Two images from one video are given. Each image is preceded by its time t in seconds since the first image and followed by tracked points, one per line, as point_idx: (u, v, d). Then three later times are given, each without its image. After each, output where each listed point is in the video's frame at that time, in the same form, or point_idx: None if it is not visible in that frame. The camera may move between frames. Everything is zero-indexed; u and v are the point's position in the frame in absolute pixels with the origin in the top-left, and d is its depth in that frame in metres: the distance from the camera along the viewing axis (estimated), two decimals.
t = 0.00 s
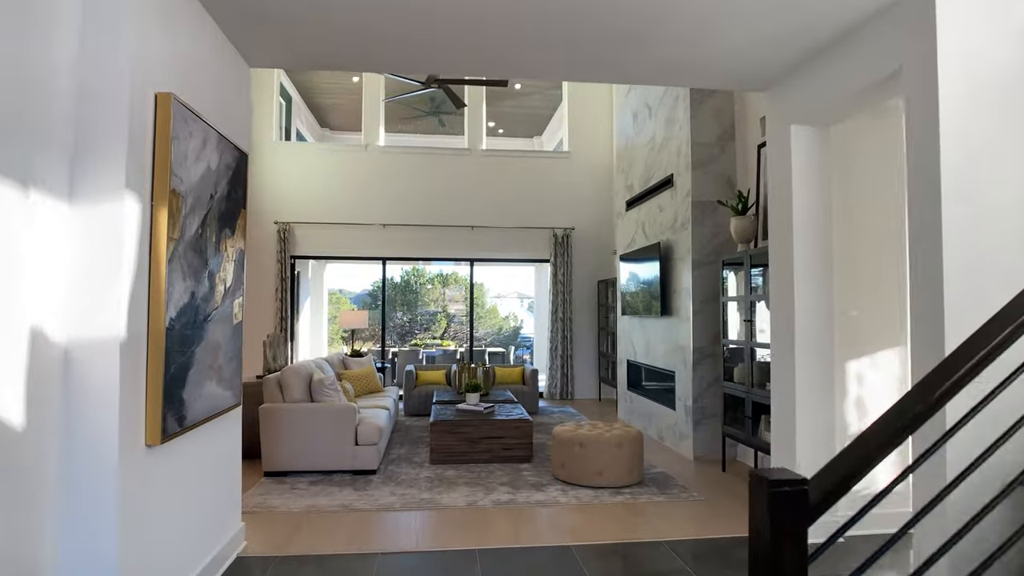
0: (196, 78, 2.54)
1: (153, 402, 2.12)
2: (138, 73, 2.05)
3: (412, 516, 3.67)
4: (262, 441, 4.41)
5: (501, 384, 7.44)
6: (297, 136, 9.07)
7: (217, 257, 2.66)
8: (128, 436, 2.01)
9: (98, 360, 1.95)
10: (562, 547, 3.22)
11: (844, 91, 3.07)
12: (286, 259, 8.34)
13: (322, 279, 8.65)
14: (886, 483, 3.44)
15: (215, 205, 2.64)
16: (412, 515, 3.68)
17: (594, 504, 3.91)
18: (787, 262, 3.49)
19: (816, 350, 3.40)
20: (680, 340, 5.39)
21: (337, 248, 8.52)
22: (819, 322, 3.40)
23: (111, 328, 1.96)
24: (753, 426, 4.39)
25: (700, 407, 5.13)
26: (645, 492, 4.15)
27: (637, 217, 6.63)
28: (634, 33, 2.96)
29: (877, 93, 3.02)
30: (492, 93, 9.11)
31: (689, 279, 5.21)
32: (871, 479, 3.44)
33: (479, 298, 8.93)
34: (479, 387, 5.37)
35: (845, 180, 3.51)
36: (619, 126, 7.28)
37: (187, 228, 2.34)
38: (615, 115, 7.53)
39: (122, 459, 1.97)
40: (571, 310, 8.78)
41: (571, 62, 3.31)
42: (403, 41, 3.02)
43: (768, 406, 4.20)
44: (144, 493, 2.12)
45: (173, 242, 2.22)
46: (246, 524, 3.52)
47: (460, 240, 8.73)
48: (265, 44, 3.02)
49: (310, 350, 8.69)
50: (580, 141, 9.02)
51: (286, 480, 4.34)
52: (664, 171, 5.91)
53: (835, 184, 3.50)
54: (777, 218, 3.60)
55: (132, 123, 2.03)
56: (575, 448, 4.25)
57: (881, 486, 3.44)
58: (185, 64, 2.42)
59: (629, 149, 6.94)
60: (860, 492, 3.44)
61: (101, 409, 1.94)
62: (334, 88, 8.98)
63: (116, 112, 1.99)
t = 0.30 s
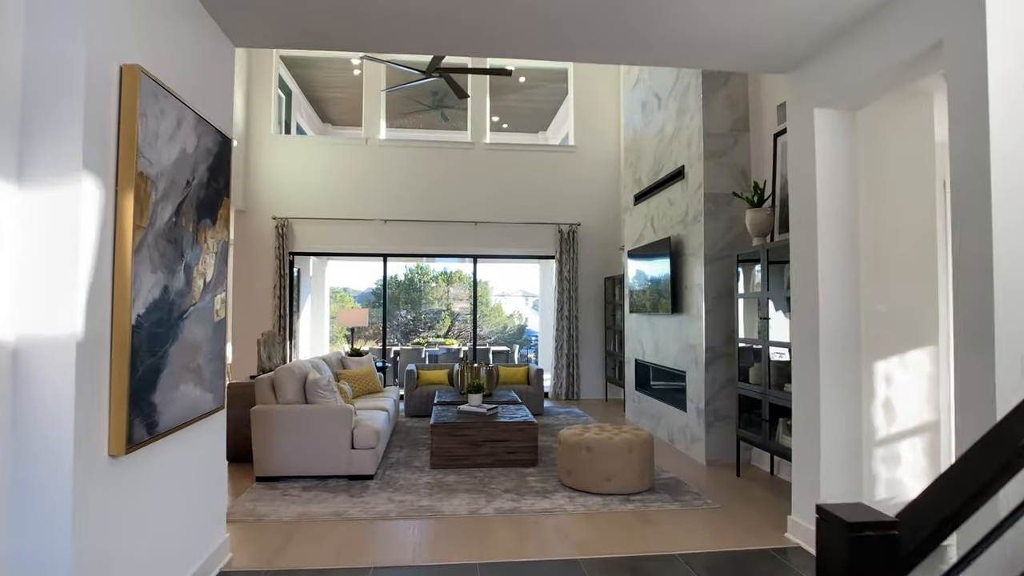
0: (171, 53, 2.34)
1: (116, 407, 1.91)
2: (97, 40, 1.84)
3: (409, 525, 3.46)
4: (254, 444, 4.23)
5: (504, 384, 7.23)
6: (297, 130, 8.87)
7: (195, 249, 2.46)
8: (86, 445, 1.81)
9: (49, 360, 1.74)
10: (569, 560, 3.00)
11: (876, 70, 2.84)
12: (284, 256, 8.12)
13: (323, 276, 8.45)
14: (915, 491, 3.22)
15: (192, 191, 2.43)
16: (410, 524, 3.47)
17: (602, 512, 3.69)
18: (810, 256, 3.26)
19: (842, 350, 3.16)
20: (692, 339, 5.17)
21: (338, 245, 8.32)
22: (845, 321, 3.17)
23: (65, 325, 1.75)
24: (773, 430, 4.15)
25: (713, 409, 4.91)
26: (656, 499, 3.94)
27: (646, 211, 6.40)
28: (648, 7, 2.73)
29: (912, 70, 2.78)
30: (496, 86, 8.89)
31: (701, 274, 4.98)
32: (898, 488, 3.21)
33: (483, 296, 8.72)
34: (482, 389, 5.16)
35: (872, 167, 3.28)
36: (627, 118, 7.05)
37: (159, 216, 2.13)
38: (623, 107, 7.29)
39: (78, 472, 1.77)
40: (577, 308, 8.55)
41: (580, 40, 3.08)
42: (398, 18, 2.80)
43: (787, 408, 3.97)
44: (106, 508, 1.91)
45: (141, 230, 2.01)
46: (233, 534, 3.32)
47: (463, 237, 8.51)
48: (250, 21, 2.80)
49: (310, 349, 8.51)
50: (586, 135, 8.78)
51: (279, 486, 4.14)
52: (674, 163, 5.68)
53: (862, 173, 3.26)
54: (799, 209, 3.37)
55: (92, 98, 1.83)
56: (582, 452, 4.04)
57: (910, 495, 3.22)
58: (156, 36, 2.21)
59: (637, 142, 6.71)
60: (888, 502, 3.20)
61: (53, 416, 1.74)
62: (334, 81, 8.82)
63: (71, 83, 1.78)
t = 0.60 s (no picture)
0: (140, 37, 2.13)
1: (72, 428, 1.72)
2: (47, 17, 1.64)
3: (406, 543, 3.26)
4: (245, 454, 4.06)
5: (507, 388, 7.02)
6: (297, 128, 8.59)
7: (171, 250, 2.26)
8: (34, 472, 1.60)
9: None
10: None
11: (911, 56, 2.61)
12: (282, 256, 7.93)
13: (324, 276, 8.25)
14: (947, 508, 3.00)
15: (166, 187, 2.23)
16: (406, 542, 3.27)
17: (611, 528, 3.48)
18: (833, 256, 3.04)
19: (870, 359, 2.94)
20: (703, 343, 4.95)
21: (337, 244, 8.12)
22: (873, 327, 2.95)
23: (10, 338, 1.56)
24: (789, 441, 3.91)
25: (726, 417, 4.69)
26: (667, 514, 3.73)
27: (654, 210, 6.18)
28: None
29: (950, 56, 2.55)
30: (499, 82, 8.68)
31: (714, 276, 4.76)
32: (930, 506, 2.98)
33: (486, 297, 8.51)
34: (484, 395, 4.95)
35: (902, 162, 3.05)
36: (634, 114, 6.83)
37: (125, 214, 1.94)
38: (630, 102, 7.07)
39: (24, 504, 1.56)
40: (582, 309, 8.34)
41: (588, 27, 2.87)
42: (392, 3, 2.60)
43: (806, 418, 3.75)
44: (60, 542, 1.71)
45: (102, 229, 1.81)
46: (218, 552, 3.11)
47: (465, 236, 8.31)
48: (232, 6, 2.60)
49: (309, 352, 8.31)
50: (591, 132, 8.57)
51: (271, 499, 3.95)
52: (684, 160, 5.46)
53: (890, 167, 3.04)
54: (821, 207, 3.15)
55: (39, 81, 1.62)
56: (589, 464, 3.84)
57: (942, 515, 2.99)
58: (122, 17, 2.01)
59: (645, 138, 6.49)
60: (918, 522, 2.97)
61: None
62: (334, 78, 8.63)
63: (17, 64, 1.58)
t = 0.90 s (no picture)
0: (105, 6, 1.93)
1: (19, 442, 1.51)
2: None
3: (402, 558, 3.05)
4: (234, 461, 3.88)
5: (510, 390, 6.82)
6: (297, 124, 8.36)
7: (142, 242, 2.06)
8: None
9: None
10: None
11: (951, 31, 2.38)
12: (279, 253, 7.73)
13: (324, 275, 8.07)
14: (985, 523, 2.78)
15: (136, 173, 2.02)
16: (402, 556, 3.06)
17: (621, 541, 3.27)
18: (860, 251, 2.82)
19: (903, 361, 2.72)
20: (714, 344, 4.74)
21: (336, 242, 7.91)
22: (906, 327, 2.72)
23: None
24: (809, 448, 3.69)
25: (739, 422, 4.47)
26: (680, 526, 3.52)
27: (662, 206, 5.96)
28: None
29: (995, 31, 2.33)
30: (502, 76, 8.48)
31: (726, 274, 4.55)
32: (967, 521, 2.76)
33: (488, 296, 8.31)
34: (485, 398, 4.74)
35: (936, 149, 2.83)
36: (640, 107, 6.62)
37: (85, 201, 1.73)
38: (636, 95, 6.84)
39: None
40: (586, 309, 8.13)
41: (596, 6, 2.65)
42: None
43: (827, 423, 3.54)
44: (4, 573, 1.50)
45: (56, 217, 1.61)
46: (201, 569, 2.90)
47: (466, 234, 8.10)
48: None
49: (308, 352, 8.12)
50: (595, 128, 8.35)
51: (261, 509, 3.75)
52: (694, 153, 5.23)
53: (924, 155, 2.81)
54: (847, 198, 2.92)
55: None
56: (597, 472, 3.64)
57: (981, 530, 2.77)
58: None
59: (652, 132, 6.28)
60: (956, 538, 2.75)
61: None
62: (332, 72, 8.44)
63: None
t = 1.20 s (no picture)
0: None
1: None
2: None
3: None
4: (222, 471, 3.67)
5: (513, 394, 6.58)
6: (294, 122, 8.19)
7: (102, 236, 1.83)
8: None
9: None
10: None
11: (1002, 2, 2.13)
12: (275, 252, 7.52)
13: (322, 275, 7.85)
14: None
15: (95, 157, 1.79)
16: None
17: (633, 559, 3.05)
18: (894, 248, 2.60)
19: (941, 367, 2.49)
20: (728, 347, 4.51)
21: (334, 241, 7.69)
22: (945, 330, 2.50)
23: None
24: (832, 459, 3.45)
25: (755, 429, 4.25)
26: (695, 543, 3.29)
27: (672, 203, 5.72)
28: None
29: None
30: (504, 70, 8.26)
31: (741, 273, 4.32)
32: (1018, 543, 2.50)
33: (490, 296, 8.08)
34: (488, 404, 4.52)
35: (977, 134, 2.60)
36: (647, 101, 6.37)
37: (27, 186, 1.50)
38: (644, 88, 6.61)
39: None
40: (591, 310, 7.89)
41: None
42: None
43: (854, 433, 3.30)
44: None
45: None
46: None
47: (466, 233, 7.87)
48: None
49: (305, 354, 7.92)
50: (599, 124, 8.12)
51: (249, 524, 3.53)
52: (705, 147, 4.99)
53: (965, 143, 2.58)
54: (880, 190, 2.69)
55: None
56: (607, 484, 3.42)
57: None
58: None
59: (660, 127, 6.03)
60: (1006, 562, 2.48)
61: None
62: (330, 67, 8.20)
63: None
